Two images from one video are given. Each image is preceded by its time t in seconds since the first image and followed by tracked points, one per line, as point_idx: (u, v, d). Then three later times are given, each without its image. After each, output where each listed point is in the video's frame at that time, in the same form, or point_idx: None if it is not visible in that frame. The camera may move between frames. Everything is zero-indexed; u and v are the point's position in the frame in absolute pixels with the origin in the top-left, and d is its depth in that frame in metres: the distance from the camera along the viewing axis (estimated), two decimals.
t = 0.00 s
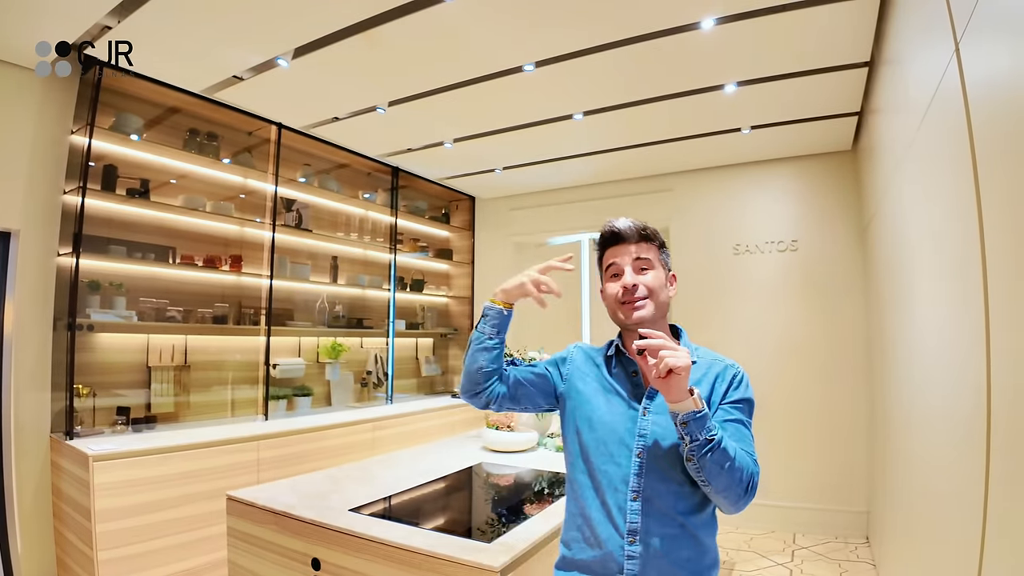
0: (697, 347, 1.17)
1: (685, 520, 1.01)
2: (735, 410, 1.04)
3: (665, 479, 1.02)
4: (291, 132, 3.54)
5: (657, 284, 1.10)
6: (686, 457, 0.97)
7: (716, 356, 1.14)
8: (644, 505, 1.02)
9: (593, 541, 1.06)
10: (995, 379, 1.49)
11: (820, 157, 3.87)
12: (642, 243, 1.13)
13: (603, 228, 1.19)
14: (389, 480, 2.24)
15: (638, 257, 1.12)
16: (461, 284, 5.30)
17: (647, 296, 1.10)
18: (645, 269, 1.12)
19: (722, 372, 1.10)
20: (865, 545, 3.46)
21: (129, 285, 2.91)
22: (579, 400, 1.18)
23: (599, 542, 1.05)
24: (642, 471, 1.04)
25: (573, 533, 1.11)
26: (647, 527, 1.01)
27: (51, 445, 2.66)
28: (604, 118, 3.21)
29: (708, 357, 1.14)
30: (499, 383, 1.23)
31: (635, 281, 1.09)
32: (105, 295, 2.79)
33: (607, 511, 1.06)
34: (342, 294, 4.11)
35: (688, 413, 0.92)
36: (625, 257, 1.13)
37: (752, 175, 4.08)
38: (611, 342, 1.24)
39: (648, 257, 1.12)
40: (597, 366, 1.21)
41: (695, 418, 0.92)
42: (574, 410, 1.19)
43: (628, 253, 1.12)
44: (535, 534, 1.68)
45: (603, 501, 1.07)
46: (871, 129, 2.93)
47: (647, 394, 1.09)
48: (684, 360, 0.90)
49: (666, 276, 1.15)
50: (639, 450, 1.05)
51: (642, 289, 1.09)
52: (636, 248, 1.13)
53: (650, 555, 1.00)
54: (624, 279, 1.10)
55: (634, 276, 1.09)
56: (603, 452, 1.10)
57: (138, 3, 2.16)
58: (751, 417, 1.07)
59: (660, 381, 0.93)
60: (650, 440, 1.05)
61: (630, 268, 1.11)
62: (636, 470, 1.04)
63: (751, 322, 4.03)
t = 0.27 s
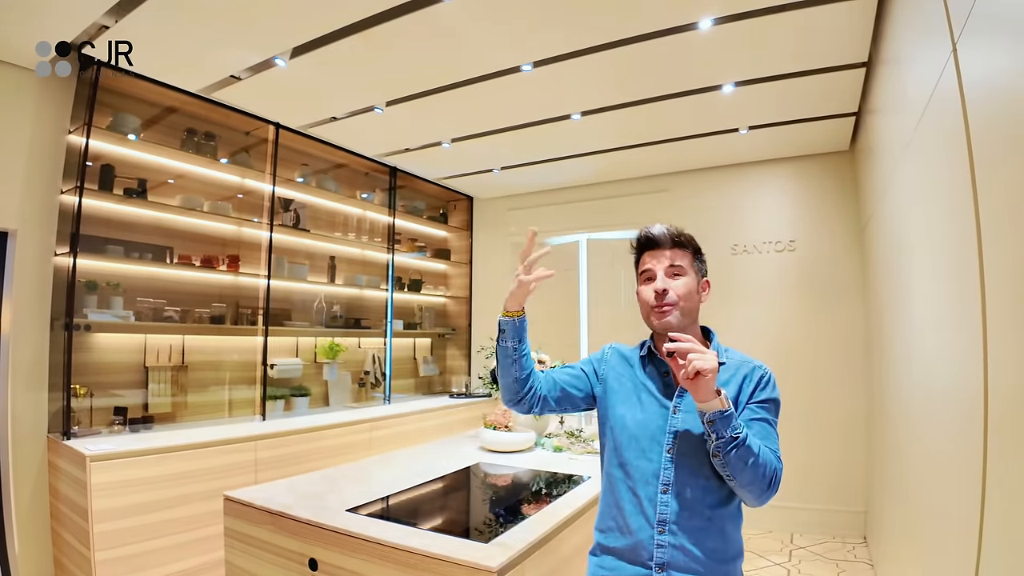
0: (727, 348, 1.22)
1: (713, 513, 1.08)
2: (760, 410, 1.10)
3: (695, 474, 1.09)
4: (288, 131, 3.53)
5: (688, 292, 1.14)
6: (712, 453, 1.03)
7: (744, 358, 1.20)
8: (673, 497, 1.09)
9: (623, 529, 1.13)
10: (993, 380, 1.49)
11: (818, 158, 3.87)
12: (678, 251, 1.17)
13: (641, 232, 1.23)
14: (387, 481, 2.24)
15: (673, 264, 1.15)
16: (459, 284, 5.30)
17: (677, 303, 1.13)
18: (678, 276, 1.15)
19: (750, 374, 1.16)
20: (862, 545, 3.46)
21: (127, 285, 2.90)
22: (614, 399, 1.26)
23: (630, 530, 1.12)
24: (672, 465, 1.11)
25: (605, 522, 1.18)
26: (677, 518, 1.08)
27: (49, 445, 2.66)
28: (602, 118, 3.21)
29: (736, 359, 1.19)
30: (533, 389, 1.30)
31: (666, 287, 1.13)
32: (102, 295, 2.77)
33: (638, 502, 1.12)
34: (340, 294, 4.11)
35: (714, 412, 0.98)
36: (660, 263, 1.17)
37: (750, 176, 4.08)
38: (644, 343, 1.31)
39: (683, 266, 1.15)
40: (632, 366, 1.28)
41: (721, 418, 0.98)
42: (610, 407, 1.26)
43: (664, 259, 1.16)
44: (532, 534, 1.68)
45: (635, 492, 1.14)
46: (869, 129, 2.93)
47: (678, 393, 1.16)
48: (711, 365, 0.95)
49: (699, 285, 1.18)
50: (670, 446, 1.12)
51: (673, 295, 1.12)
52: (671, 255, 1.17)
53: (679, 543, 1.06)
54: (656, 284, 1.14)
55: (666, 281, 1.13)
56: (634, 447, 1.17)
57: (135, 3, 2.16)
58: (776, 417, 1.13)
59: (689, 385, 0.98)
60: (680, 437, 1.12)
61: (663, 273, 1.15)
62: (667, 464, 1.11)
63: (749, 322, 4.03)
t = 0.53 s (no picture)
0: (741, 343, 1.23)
1: (721, 502, 1.12)
2: (770, 405, 1.13)
3: (705, 464, 1.12)
4: (284, 130, 3.54)
5: (711, 296, 1.15)
6: (722, 444, 1.08)
7: (756, 353, 1.21)
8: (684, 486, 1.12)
9: (634, 514, 1.17)
10: (989, 379, 1.48)
11: (815, 158, 3.87)
12: (703, 254, 1.15)
13: (665, 231, 1.20)
14: (383, 481, 2.24)
15: (698, 268, 1.15)
16: (456, 284, 5.30)
17: (700, 306, 1.15)
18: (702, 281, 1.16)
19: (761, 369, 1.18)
20: (859, 545, 3.47)
21: (123, 285, 2.89)
22: (630, 388, 1.28)
23: (640, 515, 1.16)
24: (684, 455, 1.14)
25: (616, 507, 1.22)
26: (687, 505, 1.11)
27: (44, 445, 2.65)
28: (599, 119, 3.21)
29: (748, 354, 1.21)
30: (547, 379, 1.33)
31: (690, 292, 1.14)
32: (98, 295, 2.76)
33: (650, 490, 1.16)
34: (336, 294, 4.10)
35: (726, 406, 1.02)
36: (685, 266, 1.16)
37: (747, 176, 4.08)
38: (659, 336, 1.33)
39: (708, 270, 1.14)
40: (648, 358, 1.30)
41: (733, 412, 1.02)
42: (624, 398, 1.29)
43: (689, 264, 1.14)
44: (528, 535, 1.68)
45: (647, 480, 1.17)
46: (865, 130, 2.94)
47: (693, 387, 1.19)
48: (723, 361, 0.99)
49: (721, 285, 1.19)
50: (682, 438, 1.15)
51: (697, 300, 1.14)
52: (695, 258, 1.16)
53: (688, 530, 1.10)
54: (681, 289, 1.14)
55: (691, 288, 1.14)
56: (648, 436, 1.20)
57: (131, 2, 2.16)
58: (784, 411, 1.16)
59: (703, 379, 1.02)
60: (692, 428, 1.15)
61: (688, 277, 1.15)
62: (679, 454, 1.14)
63: (746, 322, 4.03)
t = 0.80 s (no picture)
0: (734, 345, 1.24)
1: (718, 496, 1.13)
2: (762, 403, 1.14)
3: (702, 459, 1.14)
4: (281, 130, 3.57)
5: (710, 300, 1.16)
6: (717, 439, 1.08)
7: (749, 353, 1.22)
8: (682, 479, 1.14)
9: (632, 506, 1.19)
10: (984, 378, 1.49)
11: (811, 158, 3.88)
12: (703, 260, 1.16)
13: (667, 236, 1.20)
14: (379, 480, 2.24)
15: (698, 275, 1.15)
16: (453, 283, 5.30)
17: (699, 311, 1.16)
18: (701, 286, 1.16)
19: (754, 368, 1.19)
20: (855, 544, 3.48)
21: (119, 284, 2.89)
22: (629, 385, 1.30)
23: (638, 508, 1.18)
24: (681, 450, 1.16)
25: (616, 500, 1.24)
26: (684, 498, 1.13)
27: (41, 444, 2.65)
28: (596, 118, 3.22)
29: (742, 353, 1.22)
30: (556, 380, 1.35)
31: (690, 297, 1.15)
32: (95, 294, 2.77)
33: (648, 484, 1.18)
34: (333, 293, 4.10)
35: (722, 403, 1.03)
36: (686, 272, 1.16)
37: (744, 176, 4.09)
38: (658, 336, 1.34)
39: (708, 277, 1.15)
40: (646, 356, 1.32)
41: (729, 408, 1.03)
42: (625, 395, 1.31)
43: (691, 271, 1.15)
44: (525, 533, 1.68)
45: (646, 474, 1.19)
46: (861, 130, 2.95)
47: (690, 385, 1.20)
48: (722, 358, 1.00)
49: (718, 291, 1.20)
50: (679, 433, 1.17)
51: (697, 305, 1.15)
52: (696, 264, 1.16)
53: (686, 521, 1.12)
54: (681, 295, 1.15)
55: (691, 293, 1.14)
56: (645, 432, 1.22)
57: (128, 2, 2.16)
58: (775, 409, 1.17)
59: (701, 377, 1.04)
60: (689, 425, 1.17)
61: (688, 282, 1.16)
62: (677, 449, 1.16)
63: (742, 322, 4.04)
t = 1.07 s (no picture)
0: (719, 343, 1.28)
1: (715, 486, 1.17)
2: (753, 398, 1.18)
3: (699, 452, 1.18)
4: (277, 130, 3.57)
5: (694, 315, 1.18)
6: (715, 437, 1.12)
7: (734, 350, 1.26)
8: (681, 473, 1.17)
9: (634, 501, 1.22)
10: (980, 378, 1.48)
11: (808, 158, 3.88)
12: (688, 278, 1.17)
13: (650, 255, 1.19)
14: (375, 480, 2.23)
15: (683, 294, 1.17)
16: (450, 283, 5.30)
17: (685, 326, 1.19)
18: (684, 303, 1.18)
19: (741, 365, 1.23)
20: (851, 543, 3.48)
21: (115, 284, 2.88)
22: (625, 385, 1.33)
23: (640, 503, 1.21)
24: (678, 447, 1.19)
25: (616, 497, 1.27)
26: (684, 490, 1.17)
27: (36, 444, 2.64)
28: (593, 118, 3.22)
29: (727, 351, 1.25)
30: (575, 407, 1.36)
31: (675, 317, 1.17)
32: (91, 293, 2.75)
33: (648, 478, 1.21)
34: (329, 294, 4.10)
35: (718, 407, 1.08)
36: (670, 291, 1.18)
37: (740, 176, 4.09)
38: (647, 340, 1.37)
39: (692, 294, 1.17)
40: (638, 355, 1.35)
41: (726, 413, 1.07)
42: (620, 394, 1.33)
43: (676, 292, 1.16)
44: (522, 533, 1.68)
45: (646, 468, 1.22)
46: (857, 130, 2.95)
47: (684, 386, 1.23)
48: (713, 366, 1.04)
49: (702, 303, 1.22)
50: (674, 430, 1.20)
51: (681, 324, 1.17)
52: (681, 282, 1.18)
53: (686, 512, 1.16)
54: (666, 315, 1.17)
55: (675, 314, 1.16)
56: (643, 429, 1.25)
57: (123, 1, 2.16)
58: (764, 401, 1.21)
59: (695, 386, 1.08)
60: (684, 422, 1.20)
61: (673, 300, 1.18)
62: (675, 444, 1.19)
63: (739, 322, 4.04)
